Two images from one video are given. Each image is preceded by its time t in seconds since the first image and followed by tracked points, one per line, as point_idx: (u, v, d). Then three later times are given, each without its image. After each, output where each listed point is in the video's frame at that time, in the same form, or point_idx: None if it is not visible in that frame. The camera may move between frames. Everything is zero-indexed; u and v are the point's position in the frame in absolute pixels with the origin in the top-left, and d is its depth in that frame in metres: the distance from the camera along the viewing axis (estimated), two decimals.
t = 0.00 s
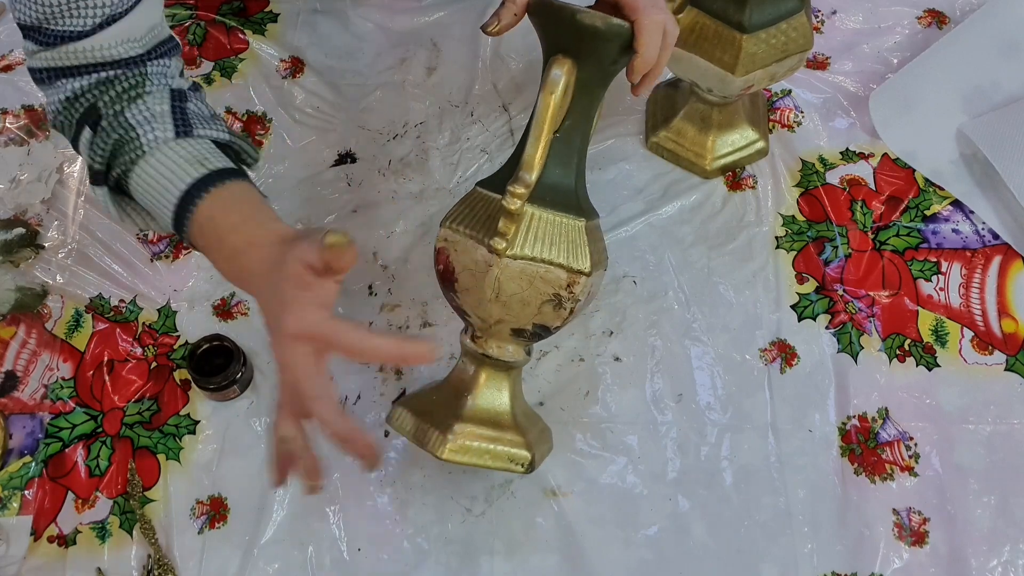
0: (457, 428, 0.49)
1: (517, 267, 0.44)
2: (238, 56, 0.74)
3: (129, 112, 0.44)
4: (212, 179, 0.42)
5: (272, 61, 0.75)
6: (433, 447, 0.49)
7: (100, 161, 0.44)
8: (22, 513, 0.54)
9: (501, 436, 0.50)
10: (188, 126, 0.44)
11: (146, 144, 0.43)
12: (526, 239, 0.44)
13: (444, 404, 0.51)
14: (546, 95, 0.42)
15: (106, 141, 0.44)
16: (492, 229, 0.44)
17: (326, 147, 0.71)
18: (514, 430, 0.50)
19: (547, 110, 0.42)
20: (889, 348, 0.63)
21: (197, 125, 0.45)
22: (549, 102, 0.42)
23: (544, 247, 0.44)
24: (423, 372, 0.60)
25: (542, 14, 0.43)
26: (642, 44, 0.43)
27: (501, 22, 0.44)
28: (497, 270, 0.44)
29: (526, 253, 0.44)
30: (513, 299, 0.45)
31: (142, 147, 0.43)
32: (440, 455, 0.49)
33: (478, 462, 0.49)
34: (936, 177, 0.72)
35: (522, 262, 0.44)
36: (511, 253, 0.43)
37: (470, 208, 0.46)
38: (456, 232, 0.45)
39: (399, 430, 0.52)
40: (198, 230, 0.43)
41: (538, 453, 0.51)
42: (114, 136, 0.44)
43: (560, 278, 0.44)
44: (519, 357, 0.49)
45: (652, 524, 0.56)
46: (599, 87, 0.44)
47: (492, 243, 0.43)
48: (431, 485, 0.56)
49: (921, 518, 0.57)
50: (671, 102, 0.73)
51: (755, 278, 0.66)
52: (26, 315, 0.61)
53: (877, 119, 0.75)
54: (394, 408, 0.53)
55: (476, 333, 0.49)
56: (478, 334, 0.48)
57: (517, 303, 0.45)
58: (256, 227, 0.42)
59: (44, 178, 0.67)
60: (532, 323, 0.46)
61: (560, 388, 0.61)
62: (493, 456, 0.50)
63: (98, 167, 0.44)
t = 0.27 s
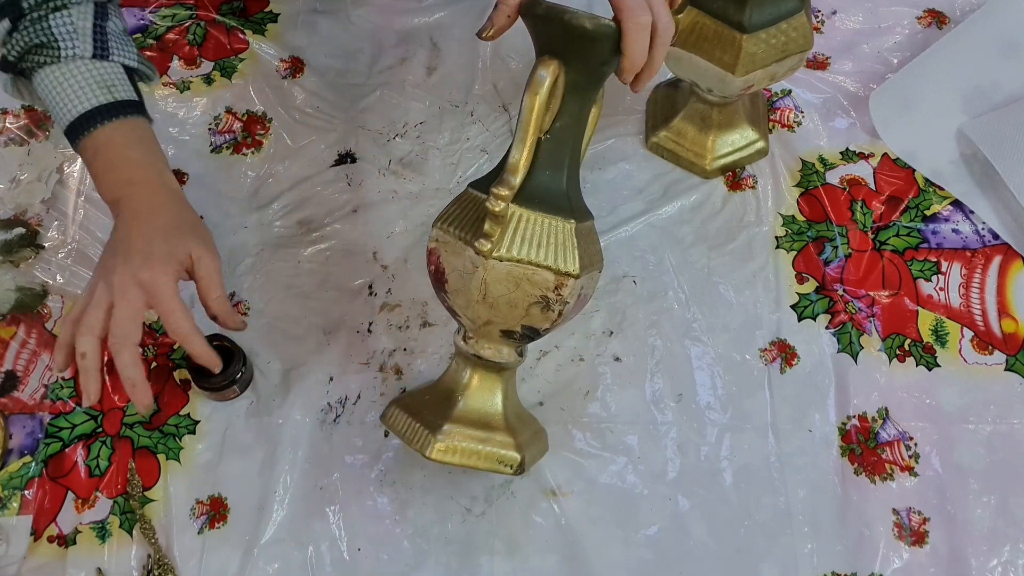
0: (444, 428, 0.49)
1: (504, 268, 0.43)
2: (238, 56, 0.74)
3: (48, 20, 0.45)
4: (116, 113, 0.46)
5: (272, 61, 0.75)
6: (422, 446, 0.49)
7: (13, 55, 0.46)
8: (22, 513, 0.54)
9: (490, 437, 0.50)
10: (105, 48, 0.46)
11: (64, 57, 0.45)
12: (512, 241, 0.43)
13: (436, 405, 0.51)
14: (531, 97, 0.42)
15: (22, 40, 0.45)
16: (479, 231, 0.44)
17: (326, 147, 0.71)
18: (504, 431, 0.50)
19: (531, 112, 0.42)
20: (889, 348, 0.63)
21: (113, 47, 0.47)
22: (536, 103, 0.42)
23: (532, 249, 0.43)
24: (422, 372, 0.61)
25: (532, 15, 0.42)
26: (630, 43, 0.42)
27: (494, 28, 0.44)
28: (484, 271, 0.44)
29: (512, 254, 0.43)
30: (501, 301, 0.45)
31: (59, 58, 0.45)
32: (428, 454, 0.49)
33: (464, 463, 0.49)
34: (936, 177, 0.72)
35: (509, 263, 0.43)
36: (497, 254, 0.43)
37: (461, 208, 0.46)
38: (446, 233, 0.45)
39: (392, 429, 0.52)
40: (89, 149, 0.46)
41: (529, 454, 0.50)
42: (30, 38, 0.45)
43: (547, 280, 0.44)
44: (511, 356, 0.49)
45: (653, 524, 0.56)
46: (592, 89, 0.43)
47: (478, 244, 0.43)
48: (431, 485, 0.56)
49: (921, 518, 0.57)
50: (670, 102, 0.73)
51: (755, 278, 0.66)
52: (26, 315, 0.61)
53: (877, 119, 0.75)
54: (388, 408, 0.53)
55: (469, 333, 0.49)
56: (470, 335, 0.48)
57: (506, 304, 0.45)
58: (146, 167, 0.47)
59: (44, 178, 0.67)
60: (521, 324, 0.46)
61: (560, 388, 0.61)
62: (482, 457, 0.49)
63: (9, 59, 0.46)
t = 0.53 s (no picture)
0: (456, 433, 0.49)
1: (520, 270, 0.43)
2: (238, 56, 0.74)
3: (22, 26, 0.46)
4: (98, 123, 0.48)
5: (272, 61, 0.75)
6: (435, 450, 0.49)
7: None
8: (22, 513, 0.54)
9: (501, 441, 0.50)
10: (77, 55, 0.48)
11: (37, 61, 0.46)
12: (529, 243, 0.43)
13: (444, 408, 0.50)
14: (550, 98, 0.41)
15: None
16: (494, 233, 0.43)
17: (326, 147, 0.71)
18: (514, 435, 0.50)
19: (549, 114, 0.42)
20: (889, 347, 0.63)
21: (85, 55, 0.49)
22: (552, 104, 0.42)
23: (548, 250, 0.43)
24: (423, 372, 0.61)
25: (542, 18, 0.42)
26: (643, 43, 0.43)
27: (513, 36, 0.45)
28: (500, 274, 0.44)
29: (529, 256, 0.43)
30: (516, 302, 0.44)
31: (33, 63, 0.46)
32: (441, 459, 0.48)
33: (478, 466, 0.49)
34: (936, 177, 0.72)
35: (525, 265, 0.43)
36: (514, 257, 0.43)
37: (470, 210, 0.45)
38: (456, 235, 0.45)
39: (401, 433, 0.51)
40: (66, 153, 0.48)
41: (540, 456, 0.51)
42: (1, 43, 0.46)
43: (562, 282, 0.44)
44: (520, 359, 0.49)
45: (653, 524, 0.56)
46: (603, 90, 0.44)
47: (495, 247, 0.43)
48: (431, 485, 0.56)
49: (921, 518, 0.57)
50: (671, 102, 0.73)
51: (755, 278, 0.66)
52: (26, 315, 0.61)
53: (877, 119, 0.75)
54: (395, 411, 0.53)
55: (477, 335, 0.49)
56: (479, 338, 0.48)
57: (520, 305, 0.45)
58: (129, 174, 0.49)
59: (44, 178, 0.67)
60: (534, 326, 0.46)
61: (560, 388, 0.61)
62: (496, 460, 0.49)
63: None
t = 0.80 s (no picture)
0: (467, 449, 0.48)
1: (538, 281, 0.43)
2: (238, 56, 0.74)
3: (16, 25, 0.42)
4: (103, 117, 0.42)
5: (272, 61, 0.75)
6: (445, 468, 0.48)
7: None
8: (22, 513, 0.54)
9: (509, 454, 0.50)
10: (78, 52, 0.44)
11: (36, 62, 0.42)
12: (547, 253, 0.44)
13: (448, 424, 0.49)
14: (573, 111, 0.42)
15: None
16: (513, 244, 0.43)
17: (326, 147, 0.71)
18: (517, 446, 0.51)
19: (572, 128, 0.43)
20: (889, 347, 0.63)
21: (87, 51, 0.44)
22: (576, 116, 0.43)
23: (564, 261, 0.44)
24: (423, 372, 0.61)
25: (552, 28, 0.43)
26: (654, 58, 0.46)
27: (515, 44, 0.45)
28: (517, 285, 0.43)
29: (548, 266, 0.43)
30: (531, 313, 0.44)
31: (32, 65, 0.42)
32: (454, 475, 0.48)
33: (491, 481, 0.49)
34: (936, 177, 0.72)
35: (544, 276, 0.43)
36: (535, 267, 0.43)
37: (479, 221, 0.45)
38: (468, 246, 0.44)
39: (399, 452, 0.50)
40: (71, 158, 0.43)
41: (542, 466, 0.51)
42: None
43: (576, 292, 0.44)
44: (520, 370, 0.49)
45: (653, 524, 0.56)
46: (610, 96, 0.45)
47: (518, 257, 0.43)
48: (430, 485, 0.56)
49: (921, 518, 0.57)
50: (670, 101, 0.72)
51: (755, 278, 0.66)
52: (26, 315, 0.61)
53: (877, 119, 0.75)
54: (390, 431, 0.51)
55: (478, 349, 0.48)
56: (482, 350, 0.48)
57: (534, 316, 0.44)
58: (137, 163, 0.42)
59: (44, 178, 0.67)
60: (545, 337, 0.46)
61: (561, 388, 0.60)
62: (506, 473, 0.49)
63: None
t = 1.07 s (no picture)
0: (480, 452, 0.48)
1: (551, 287, 0.44)
2: (238, 56, 0.74)
3: (130, 104, 0.44)
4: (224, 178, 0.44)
5: (272, 61, 0.75)
6: (459, 472, 0.48)
7: (108, 152, 0.45)
8: (22, 513, 0.54)
9: (520, 455, 0.50)
10: (190, 118, 0.46)
11: (155, 135, 0.44)
12: (559, 260, 0.44)
13: (459, 427, 0.49)
14: (585, 121, 0.42)
15: (113, 133, 0.44)
16: (527, 252, 0.44)
17: (326, 147, 0.71)
18: (527, 446, 0.51)
19: (585, 137, 0.43)
20: (889, 348, 0.63)
21: (197, 116, 0.46)
22: (588, 127, 0.43)
23: (574, 266, 0.45)
24: (423, 372, 0.61)
25: (561, 35, 0.43)
26: (659, 66, 0.47)
27: (521, 47, 0.45)
28: (531, 292, 0.44)
29: (561, 273, 0.44)
30: (542, 318, 0.45)
31: (152, 139, 0.44)
32: (467, 480, 0.48)
33: (505, 483, 0.49)
34: (936, 177, 0.72)
35: (556, 282, 0.44)
36: (548, 274, 0.44)
37: (489, 227, 0.45)
38: (480, 252, 0.44)
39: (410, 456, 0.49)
40: (212, 222, 0.45)
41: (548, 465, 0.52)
42: (120, 128, 0.44)
43: (585, 296, 0.45)
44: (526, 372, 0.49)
45: (652, 524, 0.56)
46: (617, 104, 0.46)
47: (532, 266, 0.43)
48: (430, 485, 0.56)
49: (921, 518, 0.57)
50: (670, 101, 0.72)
51: (755, 278, 0.66)
52: (26, 315, 0.61)
53: (877, 119, 0.75)
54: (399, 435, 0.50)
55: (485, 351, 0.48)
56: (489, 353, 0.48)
57: (545, 322, 0.45)
58: (265, 216, 0.45)
59: (44, 178, 0.67)
60: (555, 340, 0.46)
61: (561, 388, 0.60)
62: (517, 473, 0.49)
63: (104, 157, 0.45)
